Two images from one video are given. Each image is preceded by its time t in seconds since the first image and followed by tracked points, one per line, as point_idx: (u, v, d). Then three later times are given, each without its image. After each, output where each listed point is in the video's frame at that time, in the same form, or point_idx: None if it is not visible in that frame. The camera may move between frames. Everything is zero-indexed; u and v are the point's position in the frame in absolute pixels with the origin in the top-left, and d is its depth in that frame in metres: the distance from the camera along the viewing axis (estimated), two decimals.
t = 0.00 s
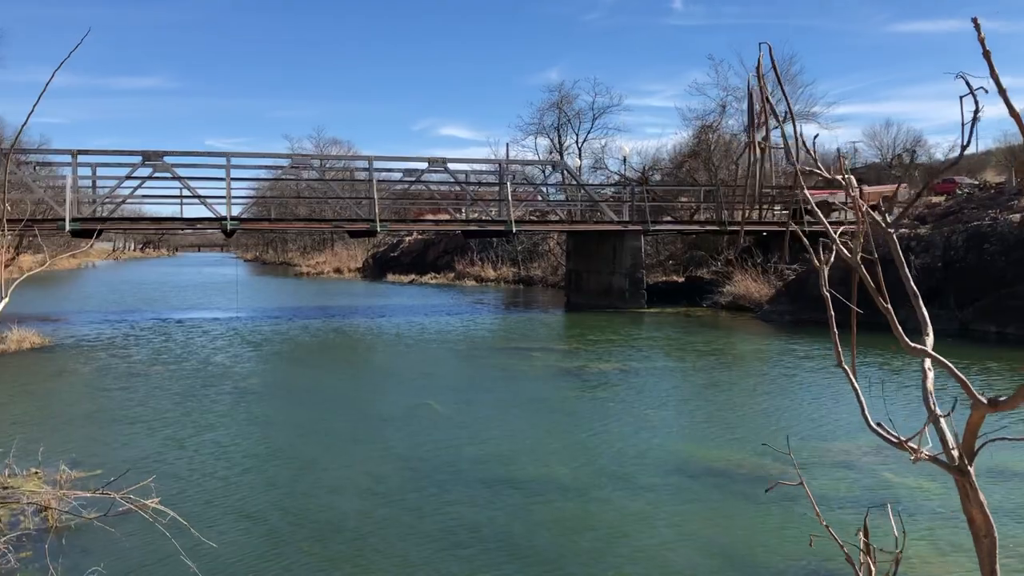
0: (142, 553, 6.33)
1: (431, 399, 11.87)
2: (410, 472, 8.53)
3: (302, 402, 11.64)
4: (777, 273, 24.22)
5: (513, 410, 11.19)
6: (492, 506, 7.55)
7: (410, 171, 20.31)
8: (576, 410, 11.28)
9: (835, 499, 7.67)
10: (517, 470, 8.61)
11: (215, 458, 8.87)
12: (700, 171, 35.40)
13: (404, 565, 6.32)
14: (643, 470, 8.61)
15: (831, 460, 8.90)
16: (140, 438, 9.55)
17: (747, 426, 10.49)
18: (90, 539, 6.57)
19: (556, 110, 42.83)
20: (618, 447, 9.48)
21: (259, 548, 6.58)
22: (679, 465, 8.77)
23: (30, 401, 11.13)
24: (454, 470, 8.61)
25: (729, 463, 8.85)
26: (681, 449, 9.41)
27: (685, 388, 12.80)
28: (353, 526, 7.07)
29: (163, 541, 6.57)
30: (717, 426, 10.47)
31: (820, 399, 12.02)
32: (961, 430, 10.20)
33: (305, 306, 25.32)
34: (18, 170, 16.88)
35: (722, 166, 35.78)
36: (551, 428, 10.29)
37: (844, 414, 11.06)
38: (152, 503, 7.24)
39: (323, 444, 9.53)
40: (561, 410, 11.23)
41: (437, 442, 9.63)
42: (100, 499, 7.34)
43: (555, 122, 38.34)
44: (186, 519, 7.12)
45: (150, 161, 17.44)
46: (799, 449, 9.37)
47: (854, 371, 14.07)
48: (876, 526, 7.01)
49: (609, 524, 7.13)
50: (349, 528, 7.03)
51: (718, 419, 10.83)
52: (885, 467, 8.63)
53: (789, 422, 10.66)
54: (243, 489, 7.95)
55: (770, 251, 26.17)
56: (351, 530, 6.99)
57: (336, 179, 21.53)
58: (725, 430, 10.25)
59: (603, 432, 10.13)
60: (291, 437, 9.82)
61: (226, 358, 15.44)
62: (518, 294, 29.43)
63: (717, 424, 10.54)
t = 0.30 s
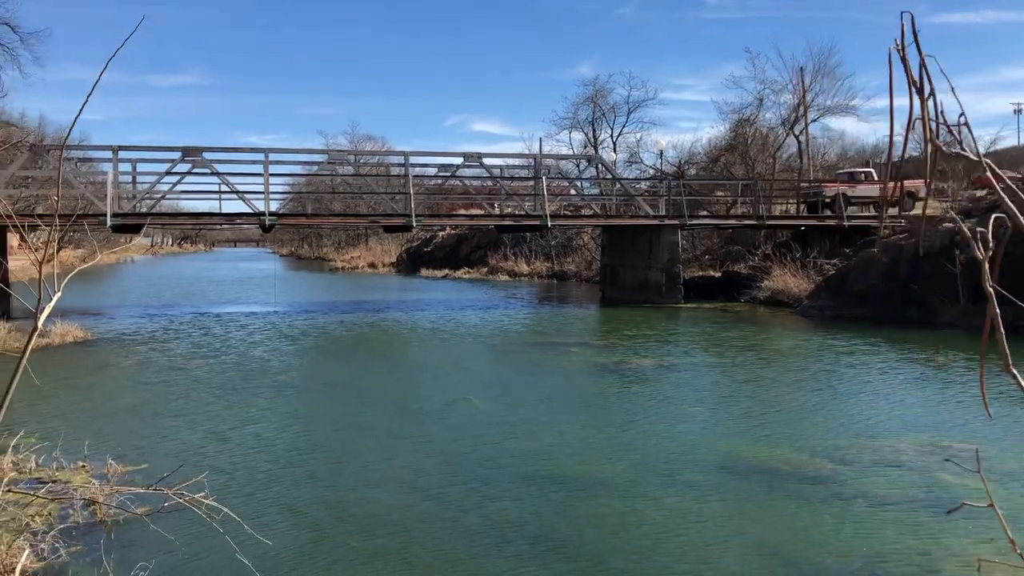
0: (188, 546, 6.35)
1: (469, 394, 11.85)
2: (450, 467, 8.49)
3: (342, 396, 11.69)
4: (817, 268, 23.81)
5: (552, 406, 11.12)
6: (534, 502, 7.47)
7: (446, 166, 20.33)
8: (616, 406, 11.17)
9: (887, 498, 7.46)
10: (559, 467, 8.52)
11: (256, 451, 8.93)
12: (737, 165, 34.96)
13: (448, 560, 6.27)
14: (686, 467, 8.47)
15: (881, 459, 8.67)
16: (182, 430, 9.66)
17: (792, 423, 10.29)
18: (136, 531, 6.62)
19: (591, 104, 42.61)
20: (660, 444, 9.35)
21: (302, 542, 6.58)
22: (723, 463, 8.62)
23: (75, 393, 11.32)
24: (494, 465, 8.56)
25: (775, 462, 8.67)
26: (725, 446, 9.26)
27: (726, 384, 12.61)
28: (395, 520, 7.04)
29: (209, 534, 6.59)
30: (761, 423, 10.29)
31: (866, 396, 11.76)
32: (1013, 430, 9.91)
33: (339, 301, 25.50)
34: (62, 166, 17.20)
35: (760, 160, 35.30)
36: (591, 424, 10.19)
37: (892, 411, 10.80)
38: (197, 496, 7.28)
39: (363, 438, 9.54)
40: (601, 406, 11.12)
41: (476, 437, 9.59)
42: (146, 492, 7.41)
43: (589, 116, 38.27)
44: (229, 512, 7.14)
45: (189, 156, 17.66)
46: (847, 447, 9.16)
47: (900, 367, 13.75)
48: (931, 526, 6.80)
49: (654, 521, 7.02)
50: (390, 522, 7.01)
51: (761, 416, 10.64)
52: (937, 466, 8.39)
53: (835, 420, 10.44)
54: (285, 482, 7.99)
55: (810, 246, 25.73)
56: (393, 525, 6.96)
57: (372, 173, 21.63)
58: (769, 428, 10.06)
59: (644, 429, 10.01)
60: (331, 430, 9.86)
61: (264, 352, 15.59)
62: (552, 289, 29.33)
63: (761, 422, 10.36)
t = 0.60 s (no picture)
0: (220, 546, 6.35)
1: (496, 396, 11.81)
2: (479, 470, 8.47)
3: (368, 397, 11.70)
4: (846, 268, 23.47)
5: (580, 408, 11.04)
6: (564, 506, 7.41)
7: (470, 166, 20.34)
8: (645, 408, 11.06)
9: (927, 505, 7.29)
10: (589, 471, 8.45)
11: (285, 453, 8.95)
12: (763, 164, 34.62)
13: (480, 565, 6.22)
14: (718, 472, 8.36)
15: (919, 464, 8.49)
16: (211, 431, 9.71)
17: (825, 427, 10.11)
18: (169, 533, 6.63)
19: (616, 103, 42.45)
20: (691, 448, 9.24)
21: (332, 545, 6.56)
22: (756, 468, 8.49)
23: (106, 394, 11.45)
24: (524, 468, 8.51)
25: (810, 467, 8.53)
26: (756, 450, 9.13)
27: (755, 386, 12.45)
28: (425, 524, 7.01)
29: (240, 534, 6.58)
30: (794, 427, 10.12)
31: (900, 399, 11.56)
32: None
33: (363, 301, 25.63)
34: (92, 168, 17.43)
35: (786, 159, 34.93)
36: (620, 427, 10.10)
37: (929, 414, 10.59)
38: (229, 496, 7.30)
39: (390, 440, 9.54)
40: (629, 408, 11.03)
41: (505, 440, 9.54)
42: (178, 493, 7.43)
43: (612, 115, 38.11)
44: (260, 513, 7.15)
45: (216, 157, 17.81)
46: (883, 453, 8.98)
47: (934, 370, 13.49)
48: (975, 534, 6.63)
49: (687, 528, 6.92)
50: (421, 526, 6.97)
51: (793, 419, 10.48)
52: (978, 473, 8.19)
53: (869, 423, 10.26)
54: (315, 484, 7.99)
55: (838, 246, 25.38)
56: (423, 528, 6.92)
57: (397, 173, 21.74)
58: (803, 432, 9.90)
59: (674, 432, 9.90)
60: (359, 432, 9.87)
61: (291, 352, 15.69)
62: (575, 289, 29.25)
63: (793, 425, 10.20)
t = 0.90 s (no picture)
0: (250, 551, 6.37)
1: (521, 401, 11.75)
2: (506, 475, 8.44)
3: (393, 402, 11.73)
4: (876, 272, 23.10)
5: (607, 414, 10.97)
6: (594, 514, 7.33)
7: (496, 172, 20.38)
8: (673, 414, 10.95)
9: (966, 513, 7.12)
10: (618, 477, 8.37)
11: (312, 457, 9.00)
12: (791, 168, 34.26)
13: (508, 570, 6.17)
14: (749, 479, 8.24)
15: (957, 471, 8.29)
16: (240, 436, 9.79)
17: (859, 433, 9.92)
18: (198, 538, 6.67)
19: (641, 108, 42.34)
20: (720, 454, 9.12)
21: (360, 551, 6.55)
22: (788, 474, 8.35)
23: (137, 400, 11.60)
24: (550, 473, 8.47)
25: (844, 474, 8.36)
26: (786, 456, 9.01)
27: (786, 392, 12.27)
28: (453, 530, 6.98)
29: (269, 539, 6.60)
30: (827, 433, 9.95)
31: (934, 404, 11.34)
32: None
33: (388, 306, 25.75)
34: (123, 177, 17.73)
35: (814, 162, 34.53)
36: (648, 433, 10.01)
37: (967, 421, 10.34)
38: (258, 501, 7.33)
39: (418, 445, 9.54)
40: (657, 414, 10.93)
41: (531, 446, 9.50)
42: (208, 497, 7.48)
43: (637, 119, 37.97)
44: (289, 518, 7.17)
45: (244, 165, 18.03)
46: (919, 459, 8.79)
47: (971, 375, 13.19)
48: (1017, 543, 6.44)
49: (719, 535, 6.81)
50: (448, 533, 6.92)
51: (825, 425, 10.30)
52: (1016, 480, 8.00)
53: (904, 429, 10.04)
54: (343, 488, 8.00)
55: (867, 250, 25.00)
56: (451, 534, 6.90)
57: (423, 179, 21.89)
58: (835, 438, 9.72)
59: (703, 438, 9.78)
60: (386, 437, 9.89)
61: (318, 357, 15.79)
62: (600, 294, 29.16)
63: (825, 432, 10.02)
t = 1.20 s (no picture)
0: (275, 560, 6.39)
1: (545, 410, 11.72)
2: (530, 483, 8.41)
3: (418, 411, 11.76)
4: (906, 278, 22.73)
5: (632, 422, 10.89)
6: (619, 523, 7.26)
7: (521, 179, 20.38)
8: (700, 422, 10.84)
9: (999, 522, 6.97)
10: (644, 486, 8.29)
11: (338, 466, 9.04)
12: (818, 173, 33.88)
13: None
14: (776, 488, 8.13)
15: (991, 481, 8.11)
16: (267, 445, 9.86)
17: (890, 442, 9.73)
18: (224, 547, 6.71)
19: (666, 114, 42.18)
20: (748, 464, 9.00)
21: (384, 559, 6.56)
22: (818, 484, 8.22)
23: (166, 409, 11.73)
24: (575, 482, 8.43)
25: (875, 484, 8.21)
26: (814, 464, 8.89)
27: (816, 400, 12.09)
28: (477, 539, 6.95)
29: (294, 548, 6.62)
30: (857, 442, 9.77)
31: (967, 412, 11.12)
32: None
33: (414, 314, 25.86)
34: (151, 188, 17.99)
35: (841, 168, 34.11)
36: (674, 442, 9.91)
37: (1003, 428, 10.10)
38: (283, 510, 7.36)
39: (443, 454, 9.54)
40: (683, 422, 10.82)
41: (556, 454, 9.46)
42: (234, 506, 7.53)
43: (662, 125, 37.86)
44: (314, 526, 7.19)
45: (271, 175, 18.22)
46: (953, 468, 8.60)
47: (1006, 383, 12.91)
48: None
49: (747, 545, 6.71)
50: (472, 542, 6.90)
51: (855, 434, 10.13)
52: None
53: (938, 438, 9.84)
54: (368, 497, 8.02)
55: (897, 256, 24.62)
56: (476, 543, 6.87)
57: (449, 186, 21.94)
58: (866, 447, 9.55)
59: (730, 447, 9.65)
60: (411, 445, 9.91)
61: (344, 366, 15.86)
62: (626, 301, 29.02)
63: (856, 440, 9.84)
